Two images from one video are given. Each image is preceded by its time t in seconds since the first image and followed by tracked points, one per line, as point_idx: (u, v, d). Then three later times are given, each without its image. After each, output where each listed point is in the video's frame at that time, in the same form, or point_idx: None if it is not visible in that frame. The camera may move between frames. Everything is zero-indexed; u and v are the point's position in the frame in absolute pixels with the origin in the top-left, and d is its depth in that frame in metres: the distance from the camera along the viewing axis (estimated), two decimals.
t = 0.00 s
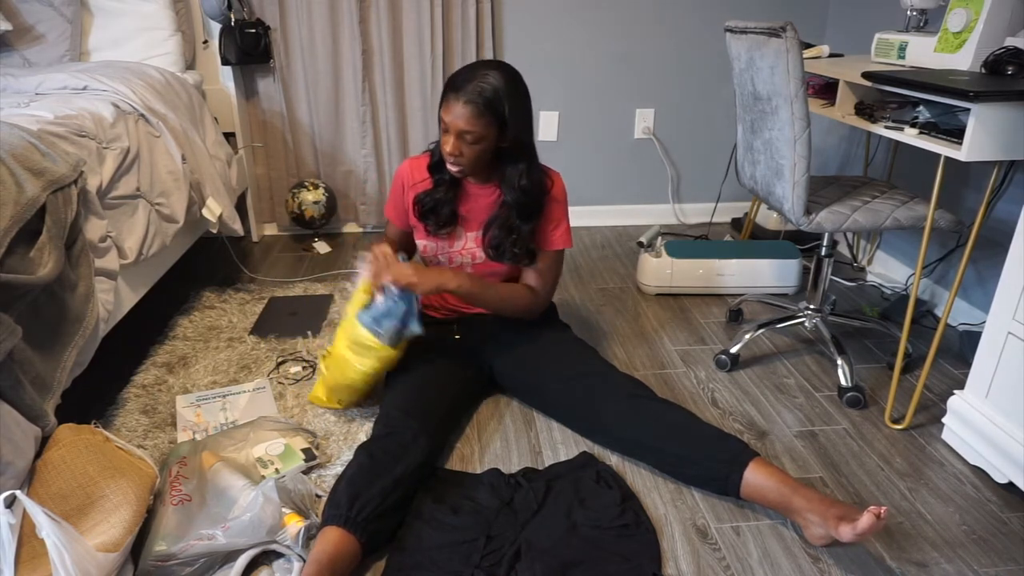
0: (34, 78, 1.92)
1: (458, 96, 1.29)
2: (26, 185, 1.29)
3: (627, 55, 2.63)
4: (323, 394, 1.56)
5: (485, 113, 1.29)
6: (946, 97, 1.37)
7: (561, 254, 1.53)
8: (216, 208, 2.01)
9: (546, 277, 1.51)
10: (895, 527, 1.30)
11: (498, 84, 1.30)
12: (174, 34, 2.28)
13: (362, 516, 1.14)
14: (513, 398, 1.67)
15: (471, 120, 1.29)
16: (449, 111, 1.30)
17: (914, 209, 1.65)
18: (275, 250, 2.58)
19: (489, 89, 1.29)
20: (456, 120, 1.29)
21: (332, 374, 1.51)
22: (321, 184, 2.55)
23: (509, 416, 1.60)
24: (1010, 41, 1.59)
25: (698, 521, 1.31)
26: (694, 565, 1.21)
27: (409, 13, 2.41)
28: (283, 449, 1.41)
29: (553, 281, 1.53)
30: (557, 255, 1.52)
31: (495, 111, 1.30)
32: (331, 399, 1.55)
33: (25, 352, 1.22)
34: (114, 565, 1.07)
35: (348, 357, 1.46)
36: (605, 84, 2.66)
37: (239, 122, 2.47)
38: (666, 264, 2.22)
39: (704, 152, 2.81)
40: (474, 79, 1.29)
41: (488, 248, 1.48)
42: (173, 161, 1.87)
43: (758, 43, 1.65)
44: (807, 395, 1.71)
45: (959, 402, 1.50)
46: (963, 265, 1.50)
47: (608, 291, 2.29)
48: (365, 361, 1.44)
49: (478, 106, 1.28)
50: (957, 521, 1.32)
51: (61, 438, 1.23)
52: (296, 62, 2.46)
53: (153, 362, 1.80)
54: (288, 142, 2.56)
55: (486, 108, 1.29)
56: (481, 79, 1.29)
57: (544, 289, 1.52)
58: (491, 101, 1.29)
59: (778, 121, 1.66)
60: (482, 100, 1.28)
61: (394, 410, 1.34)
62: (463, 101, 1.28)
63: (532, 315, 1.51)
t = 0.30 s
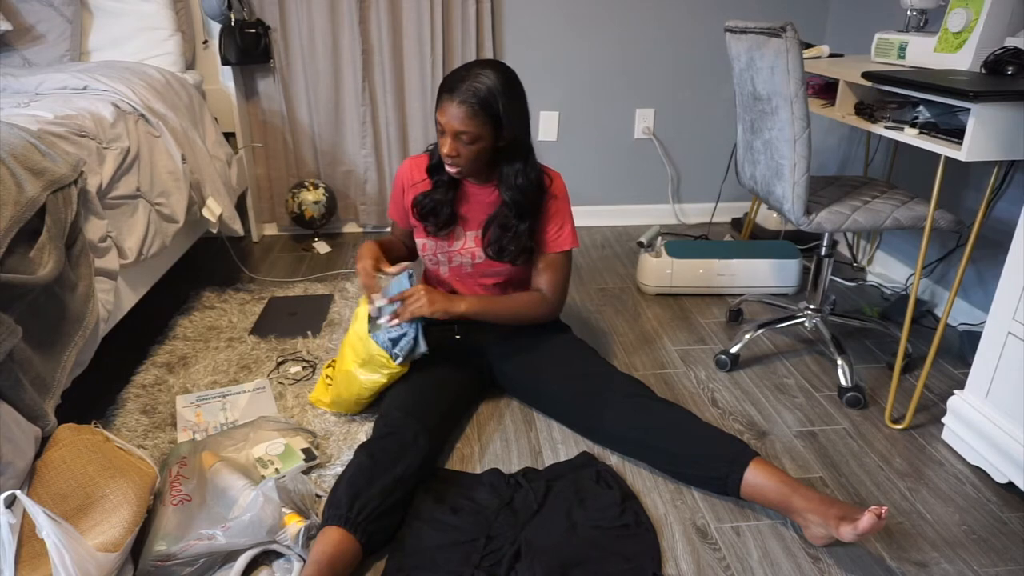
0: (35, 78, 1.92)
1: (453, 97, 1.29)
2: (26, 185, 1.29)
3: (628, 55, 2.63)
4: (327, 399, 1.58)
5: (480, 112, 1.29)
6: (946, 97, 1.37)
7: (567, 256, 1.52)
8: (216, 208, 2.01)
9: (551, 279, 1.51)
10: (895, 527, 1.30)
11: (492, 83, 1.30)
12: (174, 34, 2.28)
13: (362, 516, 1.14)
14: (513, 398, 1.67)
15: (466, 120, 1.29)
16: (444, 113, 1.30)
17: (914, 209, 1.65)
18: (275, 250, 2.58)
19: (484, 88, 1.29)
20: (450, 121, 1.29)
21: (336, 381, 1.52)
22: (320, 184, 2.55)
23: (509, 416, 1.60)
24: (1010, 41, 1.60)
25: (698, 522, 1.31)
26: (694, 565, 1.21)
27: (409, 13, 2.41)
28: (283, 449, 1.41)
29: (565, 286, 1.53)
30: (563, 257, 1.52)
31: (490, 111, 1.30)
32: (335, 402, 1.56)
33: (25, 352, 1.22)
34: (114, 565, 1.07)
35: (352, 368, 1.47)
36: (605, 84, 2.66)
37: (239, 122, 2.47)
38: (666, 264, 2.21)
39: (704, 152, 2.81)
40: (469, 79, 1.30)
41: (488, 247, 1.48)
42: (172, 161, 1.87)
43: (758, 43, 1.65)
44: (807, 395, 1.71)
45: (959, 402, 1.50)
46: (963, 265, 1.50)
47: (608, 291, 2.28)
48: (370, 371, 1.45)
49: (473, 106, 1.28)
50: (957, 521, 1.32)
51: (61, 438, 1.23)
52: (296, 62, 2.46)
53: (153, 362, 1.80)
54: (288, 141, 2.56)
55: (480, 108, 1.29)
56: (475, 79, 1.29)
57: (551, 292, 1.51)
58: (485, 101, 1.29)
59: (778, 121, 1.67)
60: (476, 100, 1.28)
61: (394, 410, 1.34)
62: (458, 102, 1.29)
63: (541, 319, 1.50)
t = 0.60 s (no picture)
0: (35, 78, 1.92)
1: (448, 97, 1.30)
2: (26, 184, 1.29)
3: (628, 56, 2.63)
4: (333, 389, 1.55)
5: (475, 112, 1.30)
6: (946, 97, 1.37)
7: (570, 257, 1.53)
8: (215, 208, 2.01)
9: (553, 278, 1.51)
10: (895, 527, 1.30)
11: (487, 82, 1.30)
12: (174, 34, 2.28)
13: (362, 516, 1.14)
14: (513, 398, 1.67)
15: (460, 120, 1.30)
16: (439, 112, 1.31)
17: (914, 209, 1.65)
18: (275, 250, 2.58)
19: (478, 88, 1.29)
20: (445, 121, 1.30)
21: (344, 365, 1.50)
22: (320, 184, 2.55)
23: (509, 416, 1.60)
24: (1010, 41, 1.60)
25: (698, 521, 1.31)
26: (694, 565, 1.21)
27: (409, 13, 2.41)
28: (283, 449, 1.41)
29: (572, 286, 1.53)
30: (567, 257, 1.52)
31: (484, 110, 1.30)
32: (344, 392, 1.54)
33: (25, 352, 1.22)
34: (114, 565, 1.07)
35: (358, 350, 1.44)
36: (605, 84, 2.66)
37: (239, 122, 2.47)
38: (666, 264, 2.21)
39: (704, 152, 2.81)
40: (462, 79, 1.30)
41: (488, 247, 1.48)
42: (172, 161, 1.87)
43: (758, 43, 1.65)
44: (807, 396, 1.71)
45: (959, 402, 1.50)
46: (963, 265, 1.50)
47: (608, 291, 2.28)
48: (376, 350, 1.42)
49: (467, 106, 1.29)
50: (957, 521, 1.32)
51: (61, 438, 1.23)
52: (296, 62, 2.46)
53: (153, 362, 1.80)
54: (289, 142, 2.56)
55: (473, 107, 1.29)
56: (469, 79, 1.30)
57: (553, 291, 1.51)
58: (479, 100, 1.29)
59: (778, 121, 1.67)
60: (470, 100, 1.29)
61: (394, 410, 1.34)
62: (452, 101, 1.29)
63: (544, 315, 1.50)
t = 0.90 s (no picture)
0: (35, 78, 1.92)
1: (450, 91, 1.30)
2: (26, 184, 1.29)
3: (628, 56, 2.63)
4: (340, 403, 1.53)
5: (475, 106, 1.30)
6: (946, 97, 1.36)
7: (569, 258, 1.53)
8: (216, 208, 2.01)
9: (551, 279, 1.52)
10: (895, 527, 1.30)
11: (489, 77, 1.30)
12: (174, 34, 2.28)
13: (362, 516, 1.14)
14: (513, 398, 1.67)
15: (461, 113, 1.30)
16: (441, 108, 1.31)
17: (914, 209, 1.65)
18: (275, 250, 2.58)
19: (479, 83, 1.29)
20: (446, 115, 1.30)
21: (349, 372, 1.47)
22: (320, 184, 2.55)
23: (509, 416, 1.60)
24: (1010, 41, 1.60)
25: (698, 521, 1.31)
26: (694, 565, 1.21)
27: (409, 14, 2.41)
28: (283, 449, 1.41)
29: (569, 285, 1.53)
30: (565, 257, 1.52)
31: (485, 105, 1.30)
32: (349, 401, 1.52)
33: (25, 352, 1.22)
34: (114, 565, 1.06)
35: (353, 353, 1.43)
36: (605, 84, 2.66)
37: (239, 122, 2.47)
38: (666, 264, 2.21)
39: (704, 152, 2.81)
40: (464, 75, 1.31)
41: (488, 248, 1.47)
42: (172, 161, 1.87)
43: (758, 42, 1.65)
44: (807, 395, 1.71)
45: (959, 402, 1.50)
46: (963, 265, 1.50)
47: (608, 291, 2.28)
48: (372, 350, 1.41)
49: (468, 100, 1.29)
50: (957, 521, 1.32)
51: (61, 438, 1.23)
52: (296, 62, 2.46)
53: (153, 362, 1.80)
54: (289, 142, 2.57)
55: (475, 102, 1.30)
56: (470, 74, 1.30)
57: (552, 291, 1.51)
58: (480, 95, 1.29)
59: (778, 121, 1.66)
60: (471, 94, 1.29)
61: (394, 410, 1.34)
62: (454, 96, 1.29)
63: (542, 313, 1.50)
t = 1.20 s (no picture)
0: (35, 78, 1.92)
1: (455, 89, 1.30)
2: (26, 184, 1.29)
3: (628, 56, 2.63)
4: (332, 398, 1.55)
5: (481, 104, 1.29)
6: (946, 97, 1.36)
7: (568, 258, 1.52)
8: (215, 208, 2.01)
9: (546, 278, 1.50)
10: (895, 528, 1.30)
11: (496, 75, 1.31)
12: (174, 34, 2.28)
13: (363, 515, 1.14)
14: (512, 398, 1.67)
15: (466, 110, 1.29)
16: (445, 106, 1.31)
17: (914, 209, 1.65)
18: (275, 250, 2.58)
19: (485, 81, 1.29)
20: (451, 112, 1.30)
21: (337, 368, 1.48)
22: (320, 184, 2.55)
23: (509, 416, 1.60)
24: (1010, 41, 1.60)
25: (698, 522, 1.31)
26: (694, 565, 1.21)
27: (409, 14, 2.41)
28: (283, 449, 1.41)
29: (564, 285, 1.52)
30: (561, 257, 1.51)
31: (490, 102, 1.30)
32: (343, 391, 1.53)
33: (25, 352, 1.22)
34: (114, 565, 1.06)
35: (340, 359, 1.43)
36: (605, 84, 2.66)
37: (239, 122, 2.47)
38: (666, 264, 2.21)
39: (704, 152, 2.81)
40: (469, 73, 1.31)
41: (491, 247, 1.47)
42: (172, 161, 1.87)
43: (758, 42, 1.65)
44: (807, 395, 1.71)
45: (959, 402, 1.50)
46: (963, 265, 1.50)
47: (608, 291, 2.28)
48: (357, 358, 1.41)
49: (473, 98, 1.29)
50: (957, 521, 1.32)
51: (61, 438, 1.23)
52: (296, 62, 2.46)
53: (153, 362, 1.80)
54: (289, 142, 2.57)
55: (480, 100, 1.29)
56: (476, 72, 1.30)
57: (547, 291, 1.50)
58: (485, 92, 1.29)
59: (778, 121, 1.66)
60: (477, 91, 1.29)
61: (394, 411, 1.34)
62: (459, 94, 1.29)
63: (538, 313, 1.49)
